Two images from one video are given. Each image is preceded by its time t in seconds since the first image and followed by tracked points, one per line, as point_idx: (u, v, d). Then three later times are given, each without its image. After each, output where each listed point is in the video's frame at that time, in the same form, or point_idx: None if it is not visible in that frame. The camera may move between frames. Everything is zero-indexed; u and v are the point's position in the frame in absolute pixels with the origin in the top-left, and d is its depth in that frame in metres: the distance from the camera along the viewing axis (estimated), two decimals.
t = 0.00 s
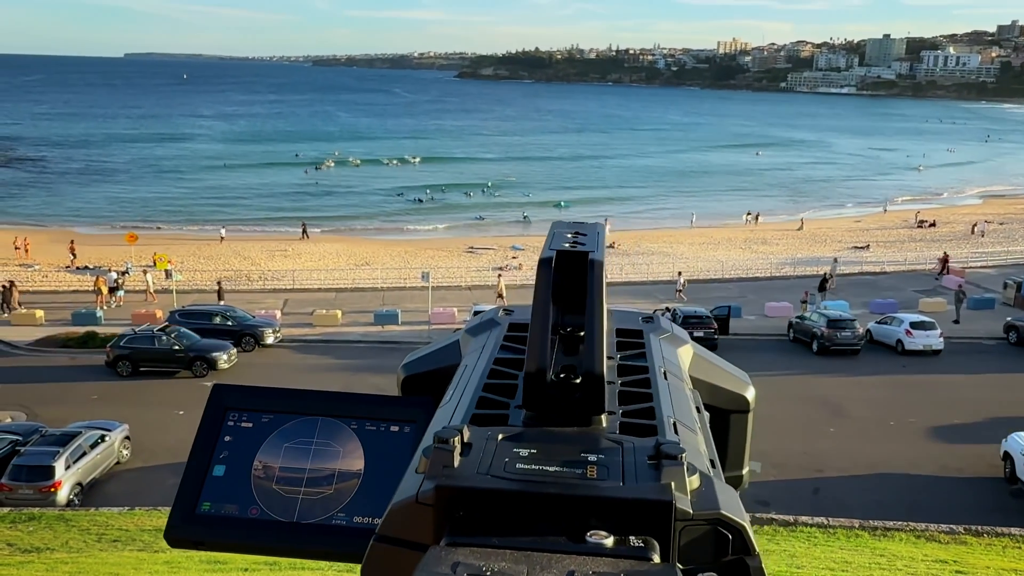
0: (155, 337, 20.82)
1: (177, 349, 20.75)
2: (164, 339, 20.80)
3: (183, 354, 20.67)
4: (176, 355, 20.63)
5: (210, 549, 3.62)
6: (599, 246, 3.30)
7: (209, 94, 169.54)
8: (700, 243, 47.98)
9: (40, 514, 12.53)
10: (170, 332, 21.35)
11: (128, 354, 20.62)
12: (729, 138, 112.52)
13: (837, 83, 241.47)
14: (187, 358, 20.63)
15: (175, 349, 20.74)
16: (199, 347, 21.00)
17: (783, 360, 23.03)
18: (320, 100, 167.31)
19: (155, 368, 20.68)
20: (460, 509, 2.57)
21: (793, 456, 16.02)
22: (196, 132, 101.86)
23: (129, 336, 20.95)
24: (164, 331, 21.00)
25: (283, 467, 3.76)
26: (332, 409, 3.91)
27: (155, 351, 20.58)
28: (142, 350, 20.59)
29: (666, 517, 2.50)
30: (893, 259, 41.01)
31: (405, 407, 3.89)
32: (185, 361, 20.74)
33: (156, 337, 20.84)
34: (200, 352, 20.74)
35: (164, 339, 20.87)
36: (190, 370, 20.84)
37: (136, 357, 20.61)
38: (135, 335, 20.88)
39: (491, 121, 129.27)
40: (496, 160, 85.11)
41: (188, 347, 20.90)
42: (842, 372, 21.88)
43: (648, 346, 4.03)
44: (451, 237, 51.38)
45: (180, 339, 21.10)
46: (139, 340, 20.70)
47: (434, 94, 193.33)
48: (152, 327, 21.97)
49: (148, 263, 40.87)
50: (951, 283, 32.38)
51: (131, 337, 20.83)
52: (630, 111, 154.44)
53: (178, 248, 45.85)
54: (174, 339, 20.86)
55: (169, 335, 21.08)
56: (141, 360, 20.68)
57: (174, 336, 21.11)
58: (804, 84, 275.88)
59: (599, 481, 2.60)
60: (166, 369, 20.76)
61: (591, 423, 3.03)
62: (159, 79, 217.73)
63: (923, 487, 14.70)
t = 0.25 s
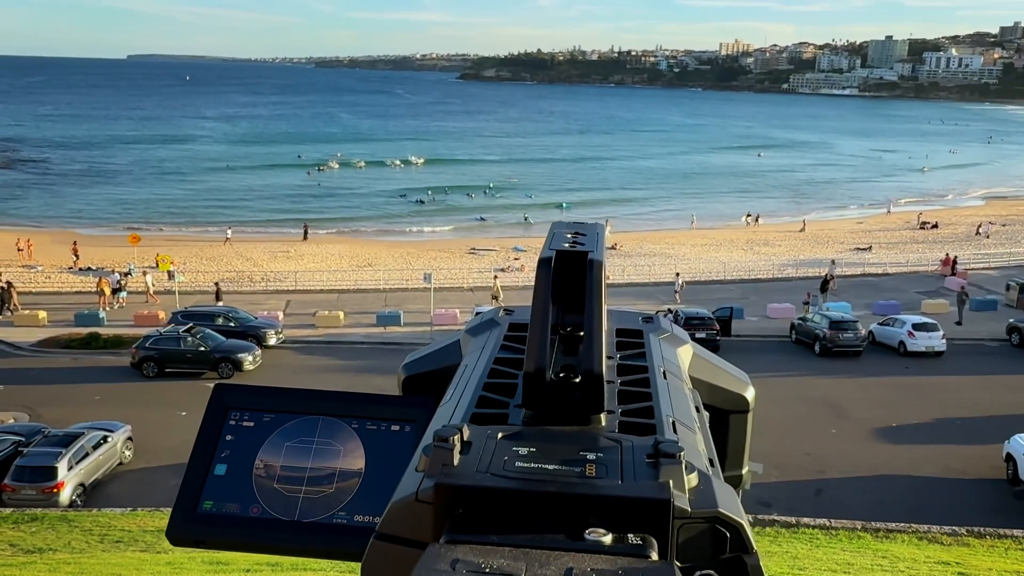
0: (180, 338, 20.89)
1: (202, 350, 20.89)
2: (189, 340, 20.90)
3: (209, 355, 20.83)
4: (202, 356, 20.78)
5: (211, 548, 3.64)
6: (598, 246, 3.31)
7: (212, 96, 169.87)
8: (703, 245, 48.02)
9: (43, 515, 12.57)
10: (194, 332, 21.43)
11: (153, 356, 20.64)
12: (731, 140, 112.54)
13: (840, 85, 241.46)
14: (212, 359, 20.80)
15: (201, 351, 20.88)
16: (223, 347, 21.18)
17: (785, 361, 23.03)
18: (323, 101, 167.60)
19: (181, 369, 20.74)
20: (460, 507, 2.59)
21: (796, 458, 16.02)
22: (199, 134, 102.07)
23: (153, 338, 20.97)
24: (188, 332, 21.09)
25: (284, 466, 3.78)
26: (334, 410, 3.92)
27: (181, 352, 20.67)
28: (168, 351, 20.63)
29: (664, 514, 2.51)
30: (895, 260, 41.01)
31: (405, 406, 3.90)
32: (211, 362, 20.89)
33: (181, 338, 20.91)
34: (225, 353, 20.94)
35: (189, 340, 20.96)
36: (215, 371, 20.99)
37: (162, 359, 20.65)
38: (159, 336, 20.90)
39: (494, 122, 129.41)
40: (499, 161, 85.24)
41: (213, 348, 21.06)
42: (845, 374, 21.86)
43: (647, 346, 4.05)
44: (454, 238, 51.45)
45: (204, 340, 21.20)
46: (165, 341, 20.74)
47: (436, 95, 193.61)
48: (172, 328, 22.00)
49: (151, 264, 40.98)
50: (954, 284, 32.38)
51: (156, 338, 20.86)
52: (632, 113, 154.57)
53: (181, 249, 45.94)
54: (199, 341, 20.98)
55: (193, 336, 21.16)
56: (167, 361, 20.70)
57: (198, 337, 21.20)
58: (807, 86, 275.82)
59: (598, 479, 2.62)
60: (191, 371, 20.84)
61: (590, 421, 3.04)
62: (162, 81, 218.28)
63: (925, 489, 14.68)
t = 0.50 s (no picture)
0: (206, 339, 20.95)
1: (228, 351, 21.00)
2: (214, 341, 20.99)
3: (235, 355, 20.97)
4: (228, 356, 20.92)
5: (220, 546, 3.65)
6: (606, 244, 3.32)
7: (216, 96, 170.16)
8: (705, 245, 48.03)
9: (46, 514, 12.61)
10: (218, 333, 21.52)
11: (179, 356, 20.64)
12: (733, 141, 112.51)
13: (842, 86, 241.43)
14: (239, 359, 20.94)
15: (227, 351, 21.00)
16: (248, 348, 21.33)
17: (788, 362, 23.02)
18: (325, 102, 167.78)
19: (206, 370, 20.79)
20: (470, 503, 2.60)
21: (799, 458, 16.03)
22: (201, 134, 102.18)
23: (178, 338, 20.97)
24: (214, 332, 21.17)
25: (292, 464, 3.79)
26: (342, 408, 3.94)
27: (207, 352, 20.74)
28: (194, 351, 20.65)
29: (673, 511, 2.53)
30: (897, 261, 40.97)
31: (413, 405, 3.91)
32: (236, 362, 21.03)
33: (206, 338, 20.98)
34: (251, 354, 21.11)
35: (214, 341, 21.04)
36: (240, 371, 21.11)
37: (187, 359, 20.65)
38: (184, 337, 20.92)
39: (496, 123, 129.49)
40: (500, 162, 85.33)
41: (238, 348, 21.20)
42: (848, 374, 21.85)
43: (654, 344, 4.06)
44: (456, 239, 51.48)
45: (229, 341, 21.32)
46: (190, 342, 20.78)
47: (439, 96, 193.80)
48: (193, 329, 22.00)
49: (153, 264, 41.04)
50: (956, 285, 32.37)
51: (181, 338, 20.87)
52: (634, 113, 154.60)
53: (183, 250, 46.00)
54: (224, 341, 21.08)
55: (217, 336, 21.25)
56: (192, 361, 20.72)
57: (223, 337, 21.30)
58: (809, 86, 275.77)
59: (608, 476, 2.63)
60: (217, 371, 20.92)
61: (598, 419, 3.06)
62: (165, 81, 218.53)
63: (928, 489, 14.68)
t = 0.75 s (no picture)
0: (230, 339, 20.96)
1: (253, 350, 21.04)
2: (239, 340, 21.01)
3: (261, 355, 20.99)
4: (253, 356, 20.95)
5: (229, 543, 3.65)
6: (616, 243, 3.32)
7: (218, 96, 170.24)
8: (707, 245, 48.04)
9: (48, 514, 12.63)
10: (243, 332, 21.51)
11: (204, 356, 20.65)
12: (735, 141, 112.46)
13: (845, 85, 241.14)
14: (264, 359, 20.96)
15: (252, 351, 21.02)
16: (273, 347, 21.34)
17: (791, 362, 23.00)
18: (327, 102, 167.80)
19: (232, 370, 20.83)
20: (482, 499, 2.61)
21: (801, 458, 16.04)
22: (203, 134, 102.23)
23: (203, 338, 20.99)
24: (238, 332, 21.18)
25: (302, 461, 3.79)
26: (350, 405, 3.93)
27: (232, 352, 20.77)
28: (219, 352, 20.67)
29: (686, 509, 2.53)
30: (899, 261, 40.91)
31: (422, 402, 3.91)
32: (261, 363, 21.05)
33: (231, 338, 20.99)
34: (276, 354, 21.11)
35: (239, 341, 21.07)
36: (265, 371, 21.15)
37: (212, 359, 20.67)
38: (209, 337, 20.93)
39: (498, 123, 129.52)
40: (503, 162, 85.38)
41: (263, 348, 21.22)
42: (851, 374, 21.84)
43: (663, 342, 4.06)
44: (458, 239, 51.49)
45: (254, 340, 21.34)
46: (215, 342, 20.80)
47: (441, 96, 193.93)
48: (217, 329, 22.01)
49: (156, 265, 41.07)
50: (959, 285, 32.33)
51: (206, 338, 20.88)
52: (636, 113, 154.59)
53: (185, 250, 46.03)
54: (248, 341, 21.11)
55: (242, 335, 21.25)
56: (217, 362, 20.74)
57: (247, 337, 21.30)
58: (811, 86, 275.72)
59: (620, 472, 2.63)
60: (242, 371, 20.98)
61: (611, 416, 3.06)
62: (167, 81, 218.61)
63: (931, 489, 14.66)
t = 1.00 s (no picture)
0: (255, 338, 20.94)
1: (278, 349, 21.01)
2: (265, 339, 20.98)
3: (285, 355, 20.93)
4: (278, 356, 20.90)
5: (239, 540, 3.65)
6: (628, 240, 3.31)
7: (220, 95, 170.31)
8: (709, 244, 47.99)
9: (51, 512, 12.64)
10: (268, 331, 21.46)
11: (229, 355, 20.63)
12: (737, 140, 112.35)
13: (847, 84, 240.61)
14: (289, 359, 20.90)
15: (277, 350, 20.99)
16: (297, 347, 21.28)
17: (793, 361, 22.97)
18: (328, 101, 167.86)
19: (257, 369, 20.80)
20: (494, 498, 2.61)
21: (804, 457, 16.03)
22: (205, 134, 102.29)
23: (228, 337, 21.00)
24: (263, 331, 21.12)
25: (311, 460, 3.78)
26: (358, 403, 3.93)
27: (258, 351, 20.76)
28: (244, 351, 20.66)
29: (700, 505, 2.52)
30: (902, 260, 40.84)
31: (430, 401, 3.89)
32: (286, 362, 21.00)
33: (257, 337, 20.96)
34: (301, 353, 21.04)
35: (265, 340, 21.04)
36: (290, 370, 21.10)
37: (238, 358, 20.65)
38: (235, 336, 20.94)
39: (500, 122, 129.49)
40: (504, 161, 85.35)
41: (288, 347, 21.16)
42: (854, 373, 21.81)
43: (672, 340, 4.06)
44: (460, 238, 51.47)
45: (279, 339, 21.29)
46: (240, 341, 20.77)
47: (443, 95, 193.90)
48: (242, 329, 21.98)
49: (158, 263, 41.07)
50: (962, 284, 32.27)
51: (231, 338, 20.87)
52: (638, 112, 154.47)
53: (187, 248, 46.04)
54: (273, 340, 21.06)
55: (268, 334, 21.20)
56: (242, 361, 20.73)
57: (273, 336, 21.24)
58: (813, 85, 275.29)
59: (632, 469, 2.63)
60: (268, 370, 20.96)
61: (621, 414, 3.06)
62: (169, 80, 218.75)
63: (934, 489, 14.64)
